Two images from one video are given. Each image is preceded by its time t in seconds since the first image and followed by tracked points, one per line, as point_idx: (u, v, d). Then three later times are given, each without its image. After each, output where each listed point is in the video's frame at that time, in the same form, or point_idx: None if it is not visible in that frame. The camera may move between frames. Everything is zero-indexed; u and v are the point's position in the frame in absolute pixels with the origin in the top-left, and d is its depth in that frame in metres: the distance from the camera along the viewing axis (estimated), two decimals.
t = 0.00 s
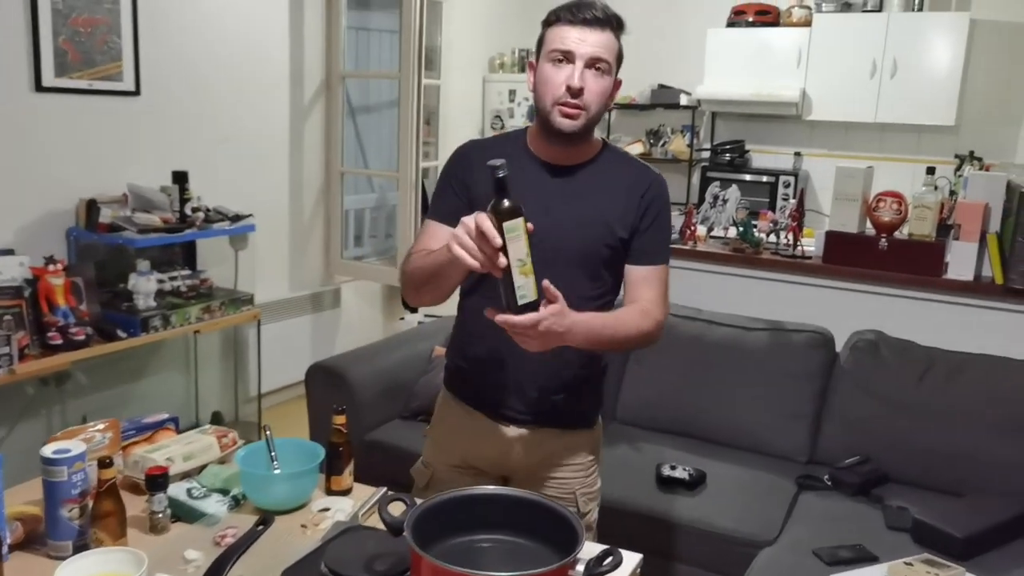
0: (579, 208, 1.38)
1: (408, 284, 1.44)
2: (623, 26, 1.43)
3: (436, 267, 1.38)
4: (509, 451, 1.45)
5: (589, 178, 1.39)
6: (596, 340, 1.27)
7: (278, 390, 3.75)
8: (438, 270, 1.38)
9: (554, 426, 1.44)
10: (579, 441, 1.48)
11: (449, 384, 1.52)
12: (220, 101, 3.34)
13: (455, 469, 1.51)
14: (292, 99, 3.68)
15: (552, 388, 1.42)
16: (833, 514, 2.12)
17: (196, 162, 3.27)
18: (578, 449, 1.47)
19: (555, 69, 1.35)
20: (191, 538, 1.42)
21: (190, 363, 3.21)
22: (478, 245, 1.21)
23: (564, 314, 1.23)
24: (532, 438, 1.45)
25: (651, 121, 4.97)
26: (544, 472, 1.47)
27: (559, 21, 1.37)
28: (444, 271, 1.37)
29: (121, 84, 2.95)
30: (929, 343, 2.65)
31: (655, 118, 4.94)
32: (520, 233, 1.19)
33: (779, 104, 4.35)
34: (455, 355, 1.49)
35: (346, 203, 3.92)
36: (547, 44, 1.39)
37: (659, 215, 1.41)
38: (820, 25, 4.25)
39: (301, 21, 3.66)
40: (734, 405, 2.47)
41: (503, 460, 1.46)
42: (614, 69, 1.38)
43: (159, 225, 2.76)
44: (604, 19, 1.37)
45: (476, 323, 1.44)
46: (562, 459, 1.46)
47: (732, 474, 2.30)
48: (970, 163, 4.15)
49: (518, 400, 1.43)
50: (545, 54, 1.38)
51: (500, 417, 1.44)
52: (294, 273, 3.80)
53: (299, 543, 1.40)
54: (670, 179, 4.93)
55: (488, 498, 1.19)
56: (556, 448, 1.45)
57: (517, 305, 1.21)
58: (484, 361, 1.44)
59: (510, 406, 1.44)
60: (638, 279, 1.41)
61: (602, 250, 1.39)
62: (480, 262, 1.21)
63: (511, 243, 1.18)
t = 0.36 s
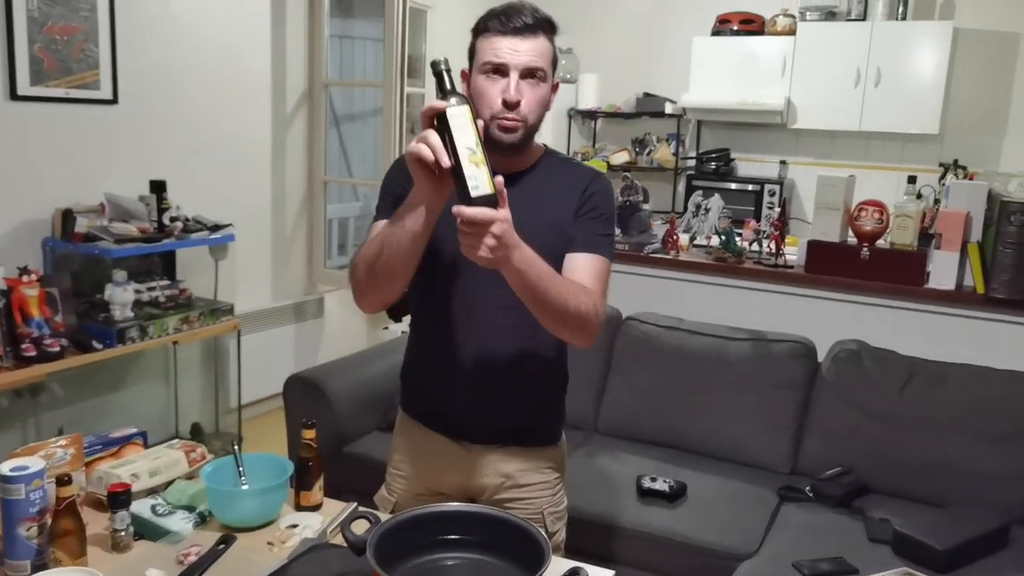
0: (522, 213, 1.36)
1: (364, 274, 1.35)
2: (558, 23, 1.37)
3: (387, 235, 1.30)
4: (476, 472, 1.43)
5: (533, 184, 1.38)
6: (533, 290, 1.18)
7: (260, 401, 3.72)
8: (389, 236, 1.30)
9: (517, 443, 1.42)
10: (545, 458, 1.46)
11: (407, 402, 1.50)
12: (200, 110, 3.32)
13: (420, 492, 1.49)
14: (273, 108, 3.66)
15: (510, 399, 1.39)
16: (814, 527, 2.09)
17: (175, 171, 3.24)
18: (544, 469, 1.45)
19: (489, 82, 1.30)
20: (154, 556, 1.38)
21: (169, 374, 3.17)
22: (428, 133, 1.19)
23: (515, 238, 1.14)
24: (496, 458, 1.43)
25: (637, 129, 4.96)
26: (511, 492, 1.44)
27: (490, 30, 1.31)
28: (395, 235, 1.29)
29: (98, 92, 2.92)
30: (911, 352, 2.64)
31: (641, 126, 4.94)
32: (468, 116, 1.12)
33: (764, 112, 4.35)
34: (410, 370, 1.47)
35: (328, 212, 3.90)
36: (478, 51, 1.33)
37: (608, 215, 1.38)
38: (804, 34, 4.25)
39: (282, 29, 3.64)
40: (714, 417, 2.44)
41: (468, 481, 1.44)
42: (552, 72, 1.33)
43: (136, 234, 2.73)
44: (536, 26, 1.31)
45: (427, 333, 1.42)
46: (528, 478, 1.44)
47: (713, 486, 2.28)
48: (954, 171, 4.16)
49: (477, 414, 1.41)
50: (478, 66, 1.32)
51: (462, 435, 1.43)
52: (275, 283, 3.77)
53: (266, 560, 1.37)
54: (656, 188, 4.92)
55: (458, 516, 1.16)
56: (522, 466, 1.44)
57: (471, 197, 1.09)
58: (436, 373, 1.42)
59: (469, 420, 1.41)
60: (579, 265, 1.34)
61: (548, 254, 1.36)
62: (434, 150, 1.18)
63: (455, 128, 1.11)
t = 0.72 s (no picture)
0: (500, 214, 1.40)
1: (353, 273, 1.37)
2: (530, 21, 1.38)
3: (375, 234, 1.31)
4: (477, 478, 1.43)
5: (511, 181, 1.42)
6: (509, 280, 1.18)
7: (258, 404, 3.71)
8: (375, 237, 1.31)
9: (517, 446, 1.43)
10: (545, 460, 1.46)
11: (402, 411, 1.49)
12: (198, 114, 3.32)
13: (420, 500, 1.48)
14: (270, 112, 3.66)
15: (508, 400, 1.40)
16: (813, 529, 2.10)
17: (173, 174, 3.24)
18: (544, 471, 1.46)
19: (461, 80, 1.30)
20: (156, 559, 1.38)
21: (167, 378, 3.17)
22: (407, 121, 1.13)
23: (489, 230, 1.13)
24: (497, 462, 1.43)
25: (634, 133, 4.98)
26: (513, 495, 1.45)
27: (461, 29, 1.31)
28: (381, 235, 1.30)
29: (95, 96, 2.91)
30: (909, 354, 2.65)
31: (638, 130, 4.95)
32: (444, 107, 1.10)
33: (760, 115, 4.36)
34: (402, 376, 1.46)
35: (326, 216, 3.89)
36: (450, 49, 1.33)
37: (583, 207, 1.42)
38: (800, 37, 4.27)
39: (280, 32, 3.65)
40: (713, 420, 2.45)
41: (469, 487, 1.44)
42: (523, 68, 1.34)
43: (135, 238, 2.73)
44: (507, 24, 1.32)
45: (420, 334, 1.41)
46: (529, 481, 1.45)
47: (712, 488, 2.28)
48: (950, 174, 4.18)
49: (474, 417, 1.41)
50: (449, 65, 1.32)
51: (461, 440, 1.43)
52: (273, 287, 3.77)
53: (271, 563, 1.37)
54: (653, 191, 4.94)
55: (461, 518, 1.16)
56: (523, 468, 1.44)
57: (449, 191, 1.07)
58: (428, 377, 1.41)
59: (464, 423, 1.41)
60: (557, 255, 1.35)
61: (528, 248, 1.40)
62: (415, 140, 1.14)
63: (430, 119, 1.09)
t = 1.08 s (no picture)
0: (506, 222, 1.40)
1: (362, 287, 1.36)
2: (534, 26, 1.37)
3: (384, 248, 1.30)
4: (487, 484, 1.43)
5: (517, 187, 1.41)
6: (520, 289, 1.18)
7: (262, 408, 3.71)
8: (384, 251, 1.30)
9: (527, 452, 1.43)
10: (553, 466, 1.46)
11: (409, 418, 1.48)
12: (202, 118, 3.32)
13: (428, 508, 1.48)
14: (274, 116, 3.66)
15: (518, 407, 1.39)
16: (821, 533, 2.10)
17: (178, 178, 3.24)
18: (553, 476, 1.46)
19: (466, 88, 1.30)
20: (167, 565, 1.38)
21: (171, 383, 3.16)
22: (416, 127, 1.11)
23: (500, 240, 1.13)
24: (506, 468, 1.43)
25: (637, 136, 4.98)
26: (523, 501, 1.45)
27: (465, 36, 1.31)
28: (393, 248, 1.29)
29: (101, 100, 2.91)
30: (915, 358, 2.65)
31: (641, 133, 4.96)
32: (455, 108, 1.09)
33: (763, 119, 4.37)
34: (410, 383, 1.46)
35: (330, 220, 3.89)
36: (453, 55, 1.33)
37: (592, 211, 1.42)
38: (802, 40, 4.28)
39: (284, 37, 3.65)
40: (719, 424, 2.45)
41: (479, 494, 1.43)
42: (527, 74, 1.33)
43: (140, 242, 2.73)
44: (510, 29, 1.31)
45: (428, 339, 1.41)
46: (539, 487, 1.45)
47: (719, 492, 2.28)
48: (954, 177, 4.19)
49: (484, 422, 1.40)
50: (453, 73, 1.32)
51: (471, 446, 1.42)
52: (277, 291, 3.77)
53: (282, 568, 1.36)
54: (656, 194, 4.94)
55: (473, 524, 1.16)
56: (532, 474, 1.44)
57: (463, 195, 1.07)
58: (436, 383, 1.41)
59: (473, 429, 1.41)
60: (565, 262, 1.35)
61: (536, 254, 1.40)
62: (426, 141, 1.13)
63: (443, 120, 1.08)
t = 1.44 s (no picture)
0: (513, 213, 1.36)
1: (355, 338, 1.30)
2: (501, 27, 1.34)
3: (374, 306, 1.23)
4: (499, 482, 1.41)
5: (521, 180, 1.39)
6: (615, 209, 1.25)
7: (266, 410, 3.70)
8: (376, 309, 1.23)
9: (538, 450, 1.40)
10: (566, 463, 1.44)
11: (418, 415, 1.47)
12: (205, 119, 3.31)
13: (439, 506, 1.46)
14: (277, 117, 3.65)
15: (526, 403, 1.37)
16: (828, 535, 2.08)
17: (180, 179, 3.23)
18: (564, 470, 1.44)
19: (440, 108, 1.28)
20: (170, 567, 1.36)
21: (174, 384, 3.15)
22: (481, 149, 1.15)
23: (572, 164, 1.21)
24: (518, 466, 1.41)
25: (641, 137, 4.98)
26: (534, 497, 1.43)
27: (431, 54, 1.27)
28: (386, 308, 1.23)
29: (103, 100, 2.91)
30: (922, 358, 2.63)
31: (645, 134, 4.95)
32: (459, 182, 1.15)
33: (767, 119, 4.35)
34: (417, 382, 1.45)
35: (333, 221, 3.88)
36: (421, 73, 1.30)
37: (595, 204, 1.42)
38: (806, 40, 4.26)
39: (286, 38, 3.65)
40: (726, 425, 2.43)
41: (491, 492, 1.42)
42: (498, 81, 1.30)
43: (142, 243, 2.71)
44: (477, 40, 1.28)
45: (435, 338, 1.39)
46: (551, 482, 1.43)
47: (725, 494, 2.26)
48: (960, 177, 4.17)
49: (494, 423, 1.39)
50: (425, 93, 1.29)
51: (481, 446, 1.40)
52: (280, 292, 3.76)
53: (287, 569, 1.35)
54: (660, 195, 4.93)
55: (481, 525, 1.14)
56: (544, 471, 1.42)
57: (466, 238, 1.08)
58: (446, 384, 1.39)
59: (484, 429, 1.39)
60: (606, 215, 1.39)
61: (546, 246, 1.37)
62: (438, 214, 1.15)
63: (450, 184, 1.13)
